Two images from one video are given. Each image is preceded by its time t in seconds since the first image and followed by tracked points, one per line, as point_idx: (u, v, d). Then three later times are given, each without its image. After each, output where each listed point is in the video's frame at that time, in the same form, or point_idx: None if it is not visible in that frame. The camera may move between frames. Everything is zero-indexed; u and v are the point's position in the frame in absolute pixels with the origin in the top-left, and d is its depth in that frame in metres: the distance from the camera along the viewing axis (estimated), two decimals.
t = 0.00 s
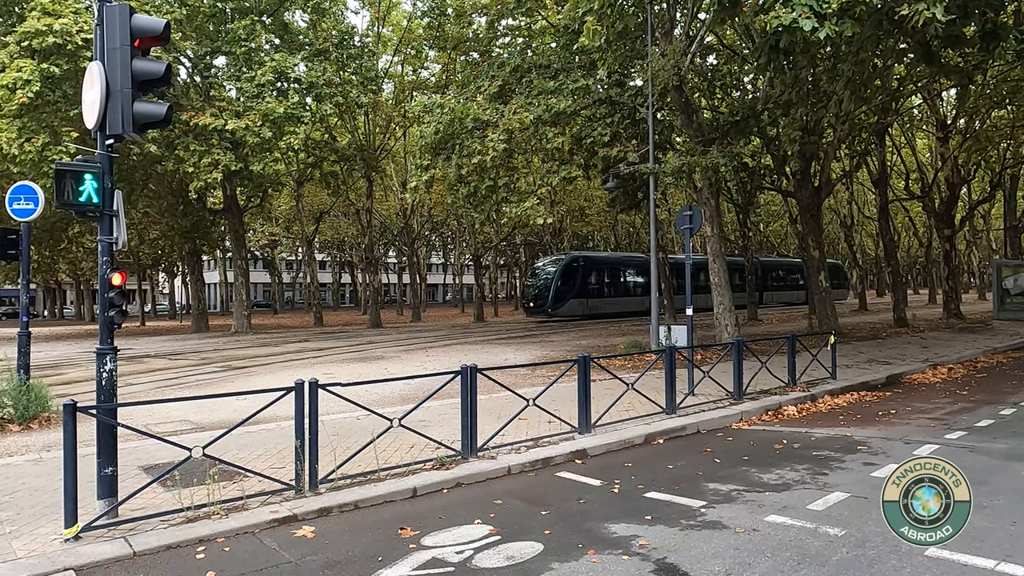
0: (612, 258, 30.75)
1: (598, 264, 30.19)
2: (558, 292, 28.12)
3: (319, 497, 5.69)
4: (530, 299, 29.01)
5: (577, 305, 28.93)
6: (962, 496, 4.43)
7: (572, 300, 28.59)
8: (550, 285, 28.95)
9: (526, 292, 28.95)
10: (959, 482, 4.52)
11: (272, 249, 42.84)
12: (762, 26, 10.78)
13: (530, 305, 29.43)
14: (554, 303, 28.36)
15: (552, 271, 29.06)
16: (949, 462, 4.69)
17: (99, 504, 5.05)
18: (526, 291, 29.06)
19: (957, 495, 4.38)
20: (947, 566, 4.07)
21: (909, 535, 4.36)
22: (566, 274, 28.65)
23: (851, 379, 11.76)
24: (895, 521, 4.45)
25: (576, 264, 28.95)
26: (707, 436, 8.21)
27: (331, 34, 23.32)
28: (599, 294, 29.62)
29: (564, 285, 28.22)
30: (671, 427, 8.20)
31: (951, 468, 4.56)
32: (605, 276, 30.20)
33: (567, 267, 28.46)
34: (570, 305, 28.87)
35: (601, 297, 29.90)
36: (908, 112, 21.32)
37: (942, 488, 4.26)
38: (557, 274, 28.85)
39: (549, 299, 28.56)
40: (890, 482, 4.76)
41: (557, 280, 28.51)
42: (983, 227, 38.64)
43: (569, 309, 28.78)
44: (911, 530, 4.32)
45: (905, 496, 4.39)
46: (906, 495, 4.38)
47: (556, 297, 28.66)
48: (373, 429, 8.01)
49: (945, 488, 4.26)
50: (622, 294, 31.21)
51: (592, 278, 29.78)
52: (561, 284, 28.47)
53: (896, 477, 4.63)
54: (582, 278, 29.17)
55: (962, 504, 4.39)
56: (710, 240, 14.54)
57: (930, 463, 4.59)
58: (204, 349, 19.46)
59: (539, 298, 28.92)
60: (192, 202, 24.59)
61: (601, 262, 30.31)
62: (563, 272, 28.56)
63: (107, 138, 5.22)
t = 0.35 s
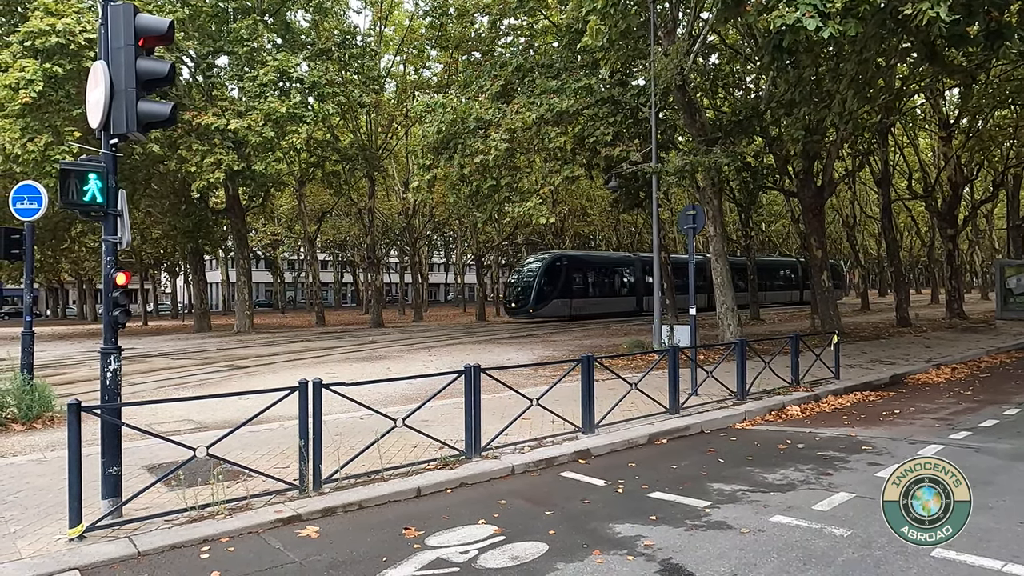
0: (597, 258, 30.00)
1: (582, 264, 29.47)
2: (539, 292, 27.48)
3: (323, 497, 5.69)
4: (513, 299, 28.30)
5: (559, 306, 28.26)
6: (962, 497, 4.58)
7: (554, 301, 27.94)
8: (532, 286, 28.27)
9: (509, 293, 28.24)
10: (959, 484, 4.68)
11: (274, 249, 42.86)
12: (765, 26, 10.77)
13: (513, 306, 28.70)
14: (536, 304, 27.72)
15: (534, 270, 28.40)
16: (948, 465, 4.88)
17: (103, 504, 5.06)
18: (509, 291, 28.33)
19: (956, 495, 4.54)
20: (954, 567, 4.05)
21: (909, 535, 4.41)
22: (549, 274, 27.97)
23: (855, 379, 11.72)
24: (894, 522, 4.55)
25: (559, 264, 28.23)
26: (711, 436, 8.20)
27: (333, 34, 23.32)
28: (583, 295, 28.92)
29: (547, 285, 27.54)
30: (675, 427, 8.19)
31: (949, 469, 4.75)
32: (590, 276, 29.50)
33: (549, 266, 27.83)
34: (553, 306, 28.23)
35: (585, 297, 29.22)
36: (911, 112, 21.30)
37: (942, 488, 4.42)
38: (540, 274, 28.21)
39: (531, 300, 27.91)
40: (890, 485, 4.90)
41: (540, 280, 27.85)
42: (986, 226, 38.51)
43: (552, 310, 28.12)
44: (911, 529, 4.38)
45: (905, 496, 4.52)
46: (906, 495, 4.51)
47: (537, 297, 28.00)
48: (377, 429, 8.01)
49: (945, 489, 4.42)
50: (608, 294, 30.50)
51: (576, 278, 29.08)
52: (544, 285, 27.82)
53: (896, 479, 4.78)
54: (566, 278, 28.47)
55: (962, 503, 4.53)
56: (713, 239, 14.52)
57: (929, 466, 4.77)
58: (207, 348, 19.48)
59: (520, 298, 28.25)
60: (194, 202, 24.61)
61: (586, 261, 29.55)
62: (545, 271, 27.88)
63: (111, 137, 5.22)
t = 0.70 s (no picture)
0: (580, 258, 29.27)
1: (565, 263, 28.76)
2: (520, 293, 26.81)
3: (328, 497, 5.68)
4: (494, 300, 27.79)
5: (541, 306, 27.60)
6: (962, 497, 4.48)
7: (536, 301, 27.31)
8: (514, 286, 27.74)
9: (491, 293, 27.73)
10: (959, 482, 4.57)
11: (276, 249, 42.90)
12: (769, 25, 10.73)
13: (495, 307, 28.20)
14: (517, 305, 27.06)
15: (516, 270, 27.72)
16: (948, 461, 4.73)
17: (109, 504, 5.05)
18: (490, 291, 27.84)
19: (956, 495, 4.43)
20: (964, 568, 4.04)
21: (909, 535, 4.36)
22: (531, 273, 27.32)
23: (859, 379, 11.69)
24: (894, 521, 4.48)
25: (541, 263, 27.53)
26: (715, 436, 8.19)
27: (335, 33, 23.36)
28: (566, 295, 28.26)
29: (527, 286, 27.00)
30: (679, 427, 8.18)
31: (950, 468, 4.62)
32: (574, 275, 28.82)
33: (531, 266, 27.27)
34: (534, 307, 27.59)
35: (568, 298, 28.54)
36: (914, 111, 21.23)
37: (942, 488, 4.32)
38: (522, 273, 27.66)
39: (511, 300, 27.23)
40: (889, 483, 4.79)
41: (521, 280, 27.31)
42: (990, 226, 38.46)
43: (533, 311, 27.47)
44: (911, 529, 4.34)
45: (904, 496, 4.44)
46: (906, 495, 4.43)
47: (518, 298, 27.34)
48: (381, 429, 8.01)
49: (945, 488, 4.32)
50: (593, 294, 29.81)
51: (559, 278, 28.44)
52: (525, 285, 27.16)
53: (895, 478, 4.67)
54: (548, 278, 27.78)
55: (962, 504, 4.44)
56: (716, 239, 14.52)
57: (929, 464, 4.65)
58: (209, 348, 19.50)
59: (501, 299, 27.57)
60: (197, 201, 24.65)
61: (568, 261, 28.83)
62: (526, 271, 27.18)
63: (116, 137, 5.22)
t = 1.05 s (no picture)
0: (563, 257, 28.67)
1: (548, 263, 28.17)
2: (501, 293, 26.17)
3: (332, 495, 5.69)
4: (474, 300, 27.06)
5: (521, 307, 27.05)
6: (962, 496, 4.36)
7: (517, 301, 26.70)
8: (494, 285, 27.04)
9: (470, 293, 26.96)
10: (960, 481, 4.41)
11: (279, 249, 42.94)
12: (772, 23, 10.72)
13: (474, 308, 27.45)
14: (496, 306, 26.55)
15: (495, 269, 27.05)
16: (949, 460, 4.51)
17: (112, 502, 5.06)
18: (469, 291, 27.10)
19: (957, 494, 4.32)
20: (968, 568, 4.02)
21: (909, 535, 4.31)
22: (512, 273, 26.70)
23: (862, 379, 11.65)
24: (894, 520, 4.40)
25: (522, 262, 26.93)
26: (719, 435, 8.18)
27: (338, 32, 23.32)
28: (548, 295, 27.67)
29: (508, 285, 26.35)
30: (682, 426, 8.18)
31: (951, 466, 4.47)
32: (556, 275, 28.23)
33: (512, 265, 26.65)
34: (515, 307, 26.96)
35: (550, 298, 27.97)
36: (918, 110, 21.15)
37: (942, 488, 4.20)
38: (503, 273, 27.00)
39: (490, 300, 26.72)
40: (890, 480, 4.66)
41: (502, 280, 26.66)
42: (993, 225, 38.39)
43: (513, 311, 26.93)
44: (911, 530, 4.27)
45: (905, 496, 4.33)
46: (906, 494, 4.33)
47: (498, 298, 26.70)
48: (384, 428, 8.02)
49: (945, 488, 4.19)
50: (577, 294, 29.23)
51: (541, 278, 27.82)
52: (505, 284, 26.62)
53: (896, 477, 4.53)
54: (529, 277, 27.19)
55: (961, 504, 4.33)
56: (719, 238, 14.51)
57: (929, 461, 4.52)
58: (212, 347, 19.49)
59: (480, 298, 27.06)
60: (199, 201, 24.67)
61: (551, 260, 28.22)
62: (506, 270, 26.54)
63: (120, 136, 5.22)
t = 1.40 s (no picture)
0: (545, 256, 27.82)
1: (529, 261, 27.36)
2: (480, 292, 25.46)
3: (334, 494, 5.69)
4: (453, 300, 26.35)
5: (500, 307, 26.28)
6: (962, 497, 4.52)
7: (497, 301, 25.97)
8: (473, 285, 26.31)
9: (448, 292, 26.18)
10: (959, 483, 4.64)
11: (281, 248, 42.97)
12: (775, 22, 10.71)
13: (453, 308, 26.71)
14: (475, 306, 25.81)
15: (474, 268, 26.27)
16: (948, 463, 4.81)
17: (115, 501, 5.07)
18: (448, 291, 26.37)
19: (956, 495, 4.47)
20: (970, 567, 4.02)
21: (909, 535, 4.35)
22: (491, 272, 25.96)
23: (864, 378, 11.62)
24: (894, 521, 4.48)
25: (502, 261, 26.13)
26: (721, 434, 8.18)
27: (340, 32, 23.27)
28: (529, 295, 26.90)
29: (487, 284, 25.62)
30: (685, 426, 8.17)
31: (949, 468, 4.68)
32: (538, 274, 27.42)
33: (491, 264, 25.91)
34: (495, 307, 26.22)
35: (531, 298, 27.16)
36: (921, 108, 21.09)
37: (942, 488, 4.36)
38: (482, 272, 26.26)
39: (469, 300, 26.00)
40: (888, 485, 4.83)
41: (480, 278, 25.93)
42: (997, 224, 38.25)
43: (493, 311, 26.18)
44: (911, 530, 4.32)
45: (904, 496, 4.45)
46: (906, 495, 4.45)
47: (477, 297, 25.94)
48: (386, 427, 8.02)
49: (945, 488, 4.36)
50: (560, 294, 28.43)
51: (522, 277, 27.05)
52: (483, 284, 25.83)
53: (895, 479, 4.71)
54: (509, 277, 26.38)
55: (961, 504, 4.48)
56: (721, 237, 14.50)
57: (929, 465, 4.73)
58: (216, 346, 19.51)
59: (458, 298, 26.36)
60: (202, 200, 24.69)
61: (532, 259, 27.38)
62: (485, 269, 25.78)
63: (122, 135, 5.22)
